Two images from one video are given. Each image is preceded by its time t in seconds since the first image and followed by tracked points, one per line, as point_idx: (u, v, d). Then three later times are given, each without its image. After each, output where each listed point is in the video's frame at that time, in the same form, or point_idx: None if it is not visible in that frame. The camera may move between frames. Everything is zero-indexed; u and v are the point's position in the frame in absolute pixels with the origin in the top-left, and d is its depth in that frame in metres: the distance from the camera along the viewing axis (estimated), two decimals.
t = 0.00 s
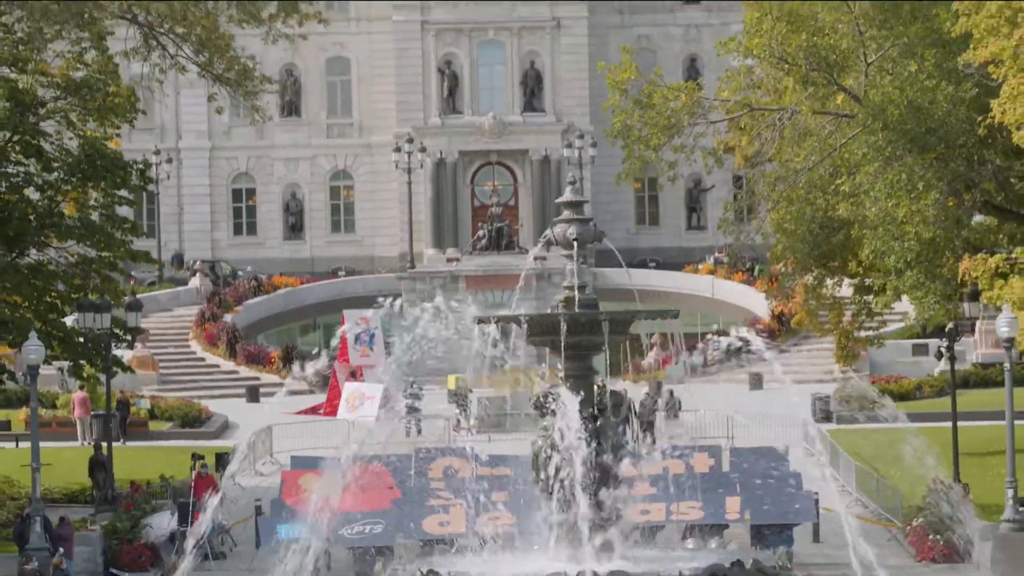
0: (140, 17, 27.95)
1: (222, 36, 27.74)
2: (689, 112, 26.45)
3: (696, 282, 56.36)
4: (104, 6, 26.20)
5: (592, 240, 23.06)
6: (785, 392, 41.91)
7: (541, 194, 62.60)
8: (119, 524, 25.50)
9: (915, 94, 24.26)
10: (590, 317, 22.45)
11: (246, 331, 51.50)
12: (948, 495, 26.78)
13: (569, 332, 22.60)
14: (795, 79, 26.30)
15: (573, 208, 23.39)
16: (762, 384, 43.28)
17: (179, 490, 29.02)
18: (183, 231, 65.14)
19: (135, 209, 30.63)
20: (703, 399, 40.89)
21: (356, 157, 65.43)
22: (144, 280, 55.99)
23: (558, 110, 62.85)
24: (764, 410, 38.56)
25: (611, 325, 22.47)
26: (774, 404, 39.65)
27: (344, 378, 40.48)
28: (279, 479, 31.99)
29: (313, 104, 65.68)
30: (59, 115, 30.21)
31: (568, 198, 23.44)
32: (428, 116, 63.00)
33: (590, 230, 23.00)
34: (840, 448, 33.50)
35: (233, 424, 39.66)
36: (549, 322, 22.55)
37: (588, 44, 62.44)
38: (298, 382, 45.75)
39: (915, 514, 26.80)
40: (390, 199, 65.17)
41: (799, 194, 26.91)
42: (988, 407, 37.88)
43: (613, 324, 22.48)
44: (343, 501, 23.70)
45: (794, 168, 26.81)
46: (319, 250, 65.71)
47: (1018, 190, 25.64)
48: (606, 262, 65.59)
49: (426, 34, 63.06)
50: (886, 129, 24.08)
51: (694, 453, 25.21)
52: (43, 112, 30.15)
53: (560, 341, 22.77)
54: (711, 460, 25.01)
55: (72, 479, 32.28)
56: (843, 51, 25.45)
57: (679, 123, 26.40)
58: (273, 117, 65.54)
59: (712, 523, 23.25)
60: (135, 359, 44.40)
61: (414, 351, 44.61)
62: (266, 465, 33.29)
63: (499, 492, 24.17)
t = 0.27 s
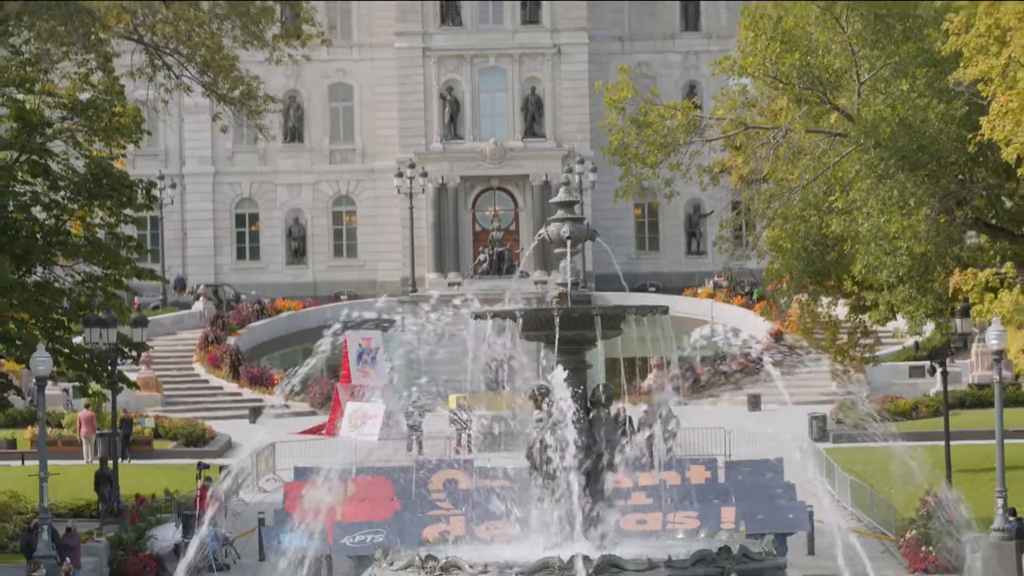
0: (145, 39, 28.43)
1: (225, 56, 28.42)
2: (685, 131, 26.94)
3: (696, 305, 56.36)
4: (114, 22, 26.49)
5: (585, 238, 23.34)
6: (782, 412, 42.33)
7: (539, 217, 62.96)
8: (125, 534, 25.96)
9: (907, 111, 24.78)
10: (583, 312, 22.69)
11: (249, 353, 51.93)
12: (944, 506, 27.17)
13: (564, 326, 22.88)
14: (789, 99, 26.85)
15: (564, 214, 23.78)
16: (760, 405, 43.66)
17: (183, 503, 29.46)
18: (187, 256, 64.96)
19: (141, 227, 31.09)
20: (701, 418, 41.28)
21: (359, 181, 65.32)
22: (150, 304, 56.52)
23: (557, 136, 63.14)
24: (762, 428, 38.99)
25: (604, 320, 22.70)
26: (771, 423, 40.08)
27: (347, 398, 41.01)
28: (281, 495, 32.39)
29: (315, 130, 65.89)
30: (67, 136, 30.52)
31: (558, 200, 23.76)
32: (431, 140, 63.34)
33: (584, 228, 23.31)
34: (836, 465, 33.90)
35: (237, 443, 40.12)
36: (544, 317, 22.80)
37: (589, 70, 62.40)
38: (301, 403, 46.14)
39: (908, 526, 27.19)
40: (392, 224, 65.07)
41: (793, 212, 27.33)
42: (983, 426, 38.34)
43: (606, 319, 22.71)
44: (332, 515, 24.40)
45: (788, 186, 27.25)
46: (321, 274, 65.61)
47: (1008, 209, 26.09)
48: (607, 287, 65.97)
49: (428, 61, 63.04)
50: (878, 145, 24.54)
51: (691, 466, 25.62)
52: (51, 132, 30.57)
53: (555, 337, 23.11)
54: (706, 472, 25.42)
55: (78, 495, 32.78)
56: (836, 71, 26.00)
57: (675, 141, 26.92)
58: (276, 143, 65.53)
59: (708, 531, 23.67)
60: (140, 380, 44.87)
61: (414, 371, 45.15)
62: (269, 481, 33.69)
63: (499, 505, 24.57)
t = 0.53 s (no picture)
0: (152, 61, 28.97)
1: (230, 78, 28.99)
2: (681, 150, 27.49)
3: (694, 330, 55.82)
4: (121, 42, 26.70)
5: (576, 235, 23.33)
6: (778, 433, 42.79)
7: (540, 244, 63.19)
8: (131, 546, 26.49)
9: (897, 131, 25.38)
10: (578, 306, 21.74)
11: (252, 377, 52.33)
12: (936, 516, 27.61)
13: (558, 322, 21.89)
14: (782, 119, 27.42)
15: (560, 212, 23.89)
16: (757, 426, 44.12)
17: (188, 517, 29.96)
18: (190, 282, 64.61)
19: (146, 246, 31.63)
20: (698, 438, 41.73)
21: (359, 208, 65.10)
22: (153, 330, 56.98)
23: (557, 164, 63.23)
24: (758, 448, 39.46)
25: (602, 314, 21.80)
26: (769, 443, 40.55)
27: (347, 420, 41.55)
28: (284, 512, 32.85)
29: (317, 159, 65.70)
30: (74, 157, 31.00)
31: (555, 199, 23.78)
32: (432, 168, 63.51)
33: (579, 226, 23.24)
34: (832, 484, 34.32)
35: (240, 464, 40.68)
36: (538, 313, 21.87)
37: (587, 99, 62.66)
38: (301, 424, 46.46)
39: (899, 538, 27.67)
40: (393, 250, 64.89)
41: (787, 231, 27.84)
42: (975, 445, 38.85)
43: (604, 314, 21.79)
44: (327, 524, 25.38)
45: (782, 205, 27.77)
46: (322, 301, 65.29)
47: (999, 227, 26.56)
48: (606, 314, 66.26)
49: (430, 89, 63.19)
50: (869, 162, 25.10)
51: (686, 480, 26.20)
52: (58, 154, 31.04)
53: (549, 331, 22.13)
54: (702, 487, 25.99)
55: (82, 511, 33.41)
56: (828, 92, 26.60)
57: (671, 161, 27.49)
58: (279, 171, 65.50)
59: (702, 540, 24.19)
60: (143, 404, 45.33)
61: (415, 395, 45.63)
62: (272, 498, 34.10)
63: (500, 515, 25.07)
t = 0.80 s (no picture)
0: (156, 79, 29.17)
1: (236, 93, 28.98)
2: (678, 164, 27.97)
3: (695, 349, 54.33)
4: (126, 58, 26.47)
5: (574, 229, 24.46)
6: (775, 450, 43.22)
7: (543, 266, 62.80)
8: (136, 554, 27.09)
9: (891, 146, 25.72)
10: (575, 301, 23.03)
11: (254, 397, 52.49)
12: (928, 524, 28.10)
13: (557, 314, 23.18)
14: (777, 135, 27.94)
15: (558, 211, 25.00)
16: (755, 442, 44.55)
17: (193, 527, 30.48)
18: (192, 302, 63.61)
19: (151, 262, 31.97)
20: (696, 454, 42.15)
21: (360, 228, 64.16)
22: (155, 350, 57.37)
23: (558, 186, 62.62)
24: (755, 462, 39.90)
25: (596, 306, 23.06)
26: (766, 458, 41.02)
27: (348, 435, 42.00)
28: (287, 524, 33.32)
29: (319, 181, 64.75)
30: (80, 174, 31.27)
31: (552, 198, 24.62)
32: (433, 190, 62.90)
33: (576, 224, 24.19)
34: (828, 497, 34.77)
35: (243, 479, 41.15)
36: (536, 306, 23.13)
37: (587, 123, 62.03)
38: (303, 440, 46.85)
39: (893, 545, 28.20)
40: (393, 271, 63.77)
41: (782, 245, 28.31)
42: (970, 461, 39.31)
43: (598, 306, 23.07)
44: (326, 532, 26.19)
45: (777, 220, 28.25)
46: (324, 322, 64.17)
47: (992, 242, 27.02)
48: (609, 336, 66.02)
49: (430, 111, 62.71)
50: (863, 176, 25.58)
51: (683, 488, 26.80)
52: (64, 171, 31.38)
53: (549, 327, 23.42)
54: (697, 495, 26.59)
55: (89, 523, 33.96)
56: (822, 107, 27.04)
57: (668, 176, 27.94)
58: (280, 192, 64.47)
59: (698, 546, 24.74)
60: (146, 422, 45.74)
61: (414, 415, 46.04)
62: (276, 512, 34.54)
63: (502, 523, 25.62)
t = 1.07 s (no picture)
0: (162, 100, 29.55)
1: (240, 114, 29.10)
2: (675, 183, 28.60)
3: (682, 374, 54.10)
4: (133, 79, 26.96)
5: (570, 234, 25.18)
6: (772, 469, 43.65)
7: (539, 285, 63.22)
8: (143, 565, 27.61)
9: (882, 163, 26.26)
10: (571, 301, 23.66)
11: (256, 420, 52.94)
12: (921, 536, 28.55)
13: (554, 313, 23.76)
14: (772, 153, 28.57)
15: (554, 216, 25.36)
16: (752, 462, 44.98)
17: (196, 542, 30.94)
18: (194, 326, 64.10)
19: (157, 280, 32.42)
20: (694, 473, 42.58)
21: (361, 253, 64.68)
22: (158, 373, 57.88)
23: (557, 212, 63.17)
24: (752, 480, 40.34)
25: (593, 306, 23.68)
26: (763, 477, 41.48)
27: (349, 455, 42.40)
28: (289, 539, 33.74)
29: (321, 207, 65.27)
30: (87, 193, 31.67)
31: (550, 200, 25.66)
32: (433, 216, 63.48)
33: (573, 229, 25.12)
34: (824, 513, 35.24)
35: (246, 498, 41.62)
36: (534, 305, 23.67)
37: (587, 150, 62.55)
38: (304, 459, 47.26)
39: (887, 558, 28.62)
40: (395, 295, 64.13)
41: (777, 261, 28.94)
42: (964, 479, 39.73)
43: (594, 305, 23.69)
44: (330, 541, 26.99)
45: (772, 237, 28.87)
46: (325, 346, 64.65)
47: (982, 258, 27.64)
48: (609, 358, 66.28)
49: (430, 137, 63.29)
50: (856, 193, 26.18)
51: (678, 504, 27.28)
52: (71, 190, 31.80)
53: (546, 324, 24.01)
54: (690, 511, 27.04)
55: (95, 538, 34.43)
56: (816, 125, 27.61)
57: (664, 194, 28.55)
58: (281, 218, 65.10)
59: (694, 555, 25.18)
60: (149, 442, 46.19)
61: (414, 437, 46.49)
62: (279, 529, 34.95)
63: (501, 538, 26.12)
